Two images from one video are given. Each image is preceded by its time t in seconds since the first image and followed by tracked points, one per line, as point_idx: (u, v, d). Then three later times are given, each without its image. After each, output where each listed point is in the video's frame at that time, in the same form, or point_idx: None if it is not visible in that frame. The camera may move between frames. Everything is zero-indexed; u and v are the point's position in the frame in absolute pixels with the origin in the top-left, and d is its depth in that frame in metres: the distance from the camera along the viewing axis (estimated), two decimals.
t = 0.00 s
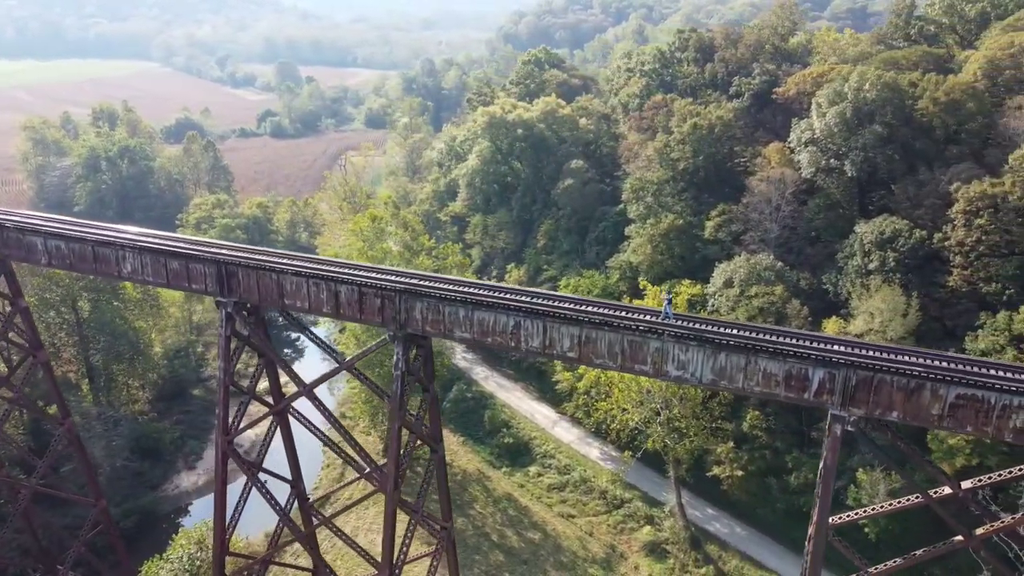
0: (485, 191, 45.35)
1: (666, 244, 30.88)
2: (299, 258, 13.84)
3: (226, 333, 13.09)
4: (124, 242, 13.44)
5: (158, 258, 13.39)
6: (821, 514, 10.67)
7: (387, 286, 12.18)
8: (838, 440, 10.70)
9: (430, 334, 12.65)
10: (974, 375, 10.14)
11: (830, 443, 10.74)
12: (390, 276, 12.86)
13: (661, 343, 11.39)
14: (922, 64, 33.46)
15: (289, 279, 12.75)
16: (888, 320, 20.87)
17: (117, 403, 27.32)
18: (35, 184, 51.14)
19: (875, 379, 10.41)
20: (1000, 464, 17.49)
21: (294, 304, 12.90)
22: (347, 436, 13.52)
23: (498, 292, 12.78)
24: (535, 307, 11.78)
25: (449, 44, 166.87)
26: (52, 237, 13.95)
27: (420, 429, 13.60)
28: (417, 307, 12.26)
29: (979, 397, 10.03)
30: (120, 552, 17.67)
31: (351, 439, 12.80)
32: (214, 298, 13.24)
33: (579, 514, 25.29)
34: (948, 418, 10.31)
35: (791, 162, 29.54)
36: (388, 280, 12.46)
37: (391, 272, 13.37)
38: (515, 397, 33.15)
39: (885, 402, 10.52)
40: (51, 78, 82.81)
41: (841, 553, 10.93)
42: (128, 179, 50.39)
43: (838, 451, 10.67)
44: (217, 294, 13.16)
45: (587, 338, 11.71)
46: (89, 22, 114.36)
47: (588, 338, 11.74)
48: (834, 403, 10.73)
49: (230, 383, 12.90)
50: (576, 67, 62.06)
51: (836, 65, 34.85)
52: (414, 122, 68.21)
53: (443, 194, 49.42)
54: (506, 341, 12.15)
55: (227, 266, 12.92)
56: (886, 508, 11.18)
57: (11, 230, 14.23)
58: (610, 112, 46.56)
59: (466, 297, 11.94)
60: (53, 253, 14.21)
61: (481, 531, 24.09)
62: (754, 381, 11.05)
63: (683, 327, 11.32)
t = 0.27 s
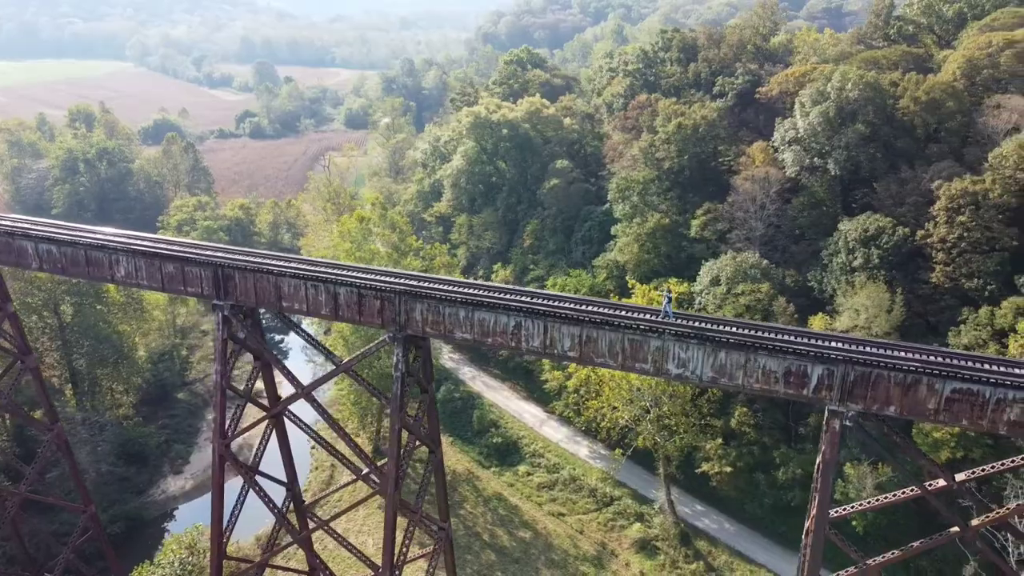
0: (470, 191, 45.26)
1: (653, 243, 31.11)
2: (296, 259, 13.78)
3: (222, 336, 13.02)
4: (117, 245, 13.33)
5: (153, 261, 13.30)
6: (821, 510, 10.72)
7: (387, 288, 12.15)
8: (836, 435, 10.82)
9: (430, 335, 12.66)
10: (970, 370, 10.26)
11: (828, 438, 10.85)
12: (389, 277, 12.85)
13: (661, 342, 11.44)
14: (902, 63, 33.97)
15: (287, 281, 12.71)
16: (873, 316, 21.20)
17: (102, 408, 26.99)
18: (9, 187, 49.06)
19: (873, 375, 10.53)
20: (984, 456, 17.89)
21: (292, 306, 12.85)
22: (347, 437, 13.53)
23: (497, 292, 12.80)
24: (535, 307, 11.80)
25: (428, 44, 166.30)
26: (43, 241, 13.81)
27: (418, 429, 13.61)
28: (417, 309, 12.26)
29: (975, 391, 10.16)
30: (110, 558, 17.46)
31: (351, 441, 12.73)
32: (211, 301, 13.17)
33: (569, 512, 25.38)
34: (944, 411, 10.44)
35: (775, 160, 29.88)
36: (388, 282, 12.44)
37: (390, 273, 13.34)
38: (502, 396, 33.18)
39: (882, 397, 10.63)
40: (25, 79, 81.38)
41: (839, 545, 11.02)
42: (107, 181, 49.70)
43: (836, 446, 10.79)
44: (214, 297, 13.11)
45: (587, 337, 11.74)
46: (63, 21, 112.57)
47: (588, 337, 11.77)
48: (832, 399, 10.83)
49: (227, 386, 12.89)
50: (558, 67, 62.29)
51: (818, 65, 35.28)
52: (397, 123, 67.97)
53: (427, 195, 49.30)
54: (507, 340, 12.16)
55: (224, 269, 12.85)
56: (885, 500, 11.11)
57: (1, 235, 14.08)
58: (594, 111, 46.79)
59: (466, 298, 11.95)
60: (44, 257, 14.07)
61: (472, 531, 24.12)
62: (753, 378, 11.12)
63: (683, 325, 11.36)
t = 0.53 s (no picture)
0: (452, 192, 45.07)
1: (636, 242, 31.33)
2: (288, 262, 13.70)
3: (215, 339, 12.93)
4: (106, 249, 13.19)
5: (142, 265, 13.16)
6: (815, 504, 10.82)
7: (382, 290, 12.12)
8: (829, 429, 10.94)
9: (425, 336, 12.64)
10: (959, 364, 10.44)
11: (821, 433, 10.96)
12: (383, 279, 12.80)
13: (657, 340, 11.49)
14: (878, 63, 34.53)
15: (280, 284, 12.64)
16: (855, 313, 21.54)
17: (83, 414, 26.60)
18: None
19: (865, 370, 10.67)
20: (965, 448, 18.29)
21: (286, 309, 12.79)
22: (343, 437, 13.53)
23: (492, 292, 12.80)
24: (531, 307, 11.82)
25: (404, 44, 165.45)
26: (30, 245, 13.64)
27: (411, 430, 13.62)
28: (412, 310, 12.23)
29: (964, 385, 10.34)
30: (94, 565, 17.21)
31: (345, 443, 12.66)
32: (203, 304, 13.06)
33: (556, 510, 25.45)
34: (935, 405, 10.60)
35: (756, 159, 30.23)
36: (383, 283, 12.41)
37: (384, 275, 13.30)
38: (487, 396, 33.19)
39: (874, 391, 10.78)
40: None
41: (830, 538, 11.14)
42: (81, 184, 48.89)
43: (829, 440, 10.91)
44: (206, 300, 13.01)
45: (584, 336, 11.77)
46: (31, 22, 110.45)
47: (584, 336, 11.79)
48: (825, 394, 10.94)
49: (219, 390, 12.84)
50: (537, 67, 62.45)
51: (796, 65, 35.73)
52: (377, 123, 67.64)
53: (408, 195, 49.04)
54: (503, 341, 12.17)
55: (216, 272, 12.75)
56: (875, 493, 11.31)
57: None
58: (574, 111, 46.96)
59: (462, 299, 11.94)
60: (31, 262, 13.88)
61: (460, 532, 24.10)
62: (747, 374, 11.21)
63: (678, 323, 11.42)
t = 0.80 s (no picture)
0: (425, 192, 44.76)
1: (610, 240, 31.61)
2: (272, 265, 13.58)
3: (198, 344, 12.76)
4: (84, 254, 12.95)
5: (123, 270, 12.94)
6: (801, 496, 11.00)
7: (369, 291, 12.07)
8: (814, 422, 11.12)
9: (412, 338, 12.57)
10: (938, 355, 10.67)
11: (806, 426, 11.14)
12: (370, 281, 12.73)
13: (645, 338, 11.57)
14: (844, 62, 35.31)
15: (265, 287, 12.51)
16: (827, 307, 22.00)
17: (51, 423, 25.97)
18: None
19: (848, 363, 10.86)
20: (934, 438, 18.86)
21: (271, 312, 12.66)
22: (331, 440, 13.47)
23: (479, 292, 12.78)
24: (519, 307, 11.82)
25: (370, 44, 164.00)
26: (4, 251, 13.33)
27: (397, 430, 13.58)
28: (400, 311, 12.17)
29: (943, 375, 10.57)
30: None
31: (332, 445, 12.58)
32: (185, 309, 12.88)
33: (535, 508, 25.54)
34: (915, 396, 10.82)
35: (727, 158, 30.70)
36: (370, 285, 12.35)
37: (370, 277, 13.23)
38: (463, 396, 33.16)
39: (857, 384, 10.98)
40: None
41: (814, 528, 11.37)
42: (42, 188, 47.62)
43: (813, 433, 11.10)
44: (188, 305, 12.83)
45: (572, 335, 11.80)
46: None
47: (573, 335, 11.82)
48: (810, 388, 11.12)
49: (203, 395, 12.69)
50: (506, 66, 62.60)
51: (764, 65, 36.37)
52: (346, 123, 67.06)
53: (380, 196, 48.69)
54: (491, 340, 12.16)
55: (199, 276, 12.58)
56: (857, 483, 11.55)
57: None
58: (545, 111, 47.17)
59: (450, 300, 11.92)
60: (5, 268, 13.57)
61: (440, 532, 24.07)
62: (734, 370, 11.35)
63: (666, 320, 11.50)
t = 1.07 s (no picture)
0: (390, 193, 44.33)
1: (578, 238, 31.88)
2: (249, 268, 13.36)
3: (172, 350, 12.52)
4: (52, 261, 12.61)
5: (93, 276, 12.62)
6: (780, 487, 11.18)
7: (348, 293, 11.94)
8: (791, 413, 11.28)
9: (393, 339, 12.45)
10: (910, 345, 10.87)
11: (783, 418, 11.28)
12: (349, 283, 12.59)
13: (625, 334, 11.59)
14: (801, 61, 36.17)
15: (242, 291, 12.30)
16: (792, 301, 22.53)
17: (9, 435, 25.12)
18: None
19: (824, 355, 11.00)
20: (896, 426, 19.52)
21: (248, 317, 12.47)
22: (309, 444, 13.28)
23: (459, 292, 12.71)
24: (500, 306, 11.77)
25: (326, 44, 161.95)
26: None
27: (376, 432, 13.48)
28: (380, 313, 12.05)
29: (915, 365, 10.78)
30: None
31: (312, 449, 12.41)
32: (159, 315, 12.60)
33: (508, 507, 25.61)
34: (889, 386, 11.02)
35: (692, 156, 31.24)
36: (349, 287, 12.21)
37: (348, 279, 13.09)
38: (432, 397, 33.05)
39: (833, 375, 11.13)
40: None
41: (791, 518, 11.61)
42: None
43: (791, 424, 11.26)
44: (162, 310, 12.56)
45: (553, 333, 11.76)
46: None
47: (554, 333, 11.79)
48: (787, 380, 11.24)
49: (179, 401, 12.42)
50: (467, 66, 62.61)
51: (725, 64, 37.06)
52: (307, 124, 66.13)
53: (344, 197, 48.11)
54: (473, 340, 12.09)
55: (172, 281, 12.33)
56: (833, 472, 11.80)
57: None
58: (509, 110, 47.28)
59: (431, 300, 11.85)
60: None
61: (414, 533, 23.95)
62: (713, 364, 11.42)
63: (647, 317, 11.53)
